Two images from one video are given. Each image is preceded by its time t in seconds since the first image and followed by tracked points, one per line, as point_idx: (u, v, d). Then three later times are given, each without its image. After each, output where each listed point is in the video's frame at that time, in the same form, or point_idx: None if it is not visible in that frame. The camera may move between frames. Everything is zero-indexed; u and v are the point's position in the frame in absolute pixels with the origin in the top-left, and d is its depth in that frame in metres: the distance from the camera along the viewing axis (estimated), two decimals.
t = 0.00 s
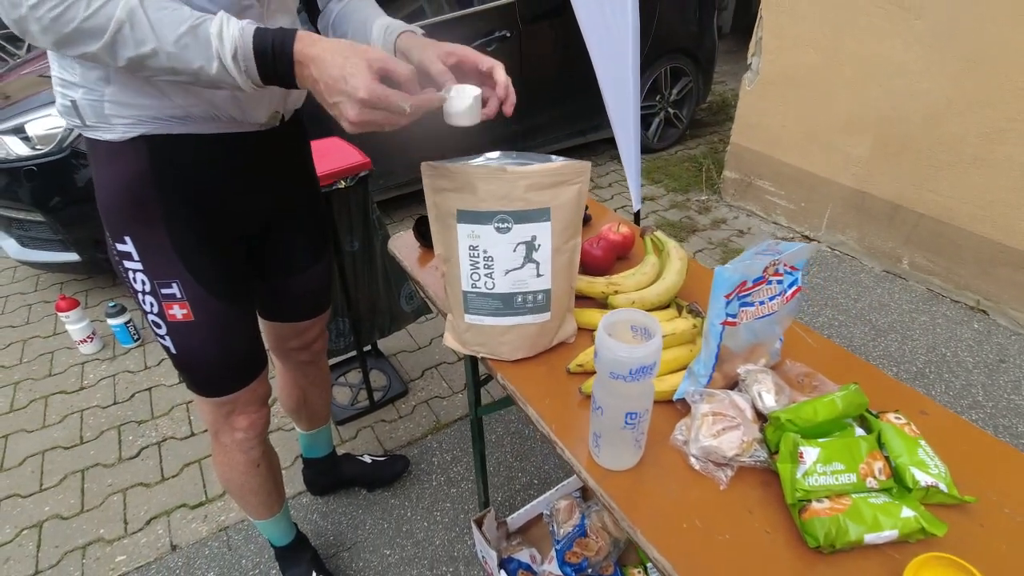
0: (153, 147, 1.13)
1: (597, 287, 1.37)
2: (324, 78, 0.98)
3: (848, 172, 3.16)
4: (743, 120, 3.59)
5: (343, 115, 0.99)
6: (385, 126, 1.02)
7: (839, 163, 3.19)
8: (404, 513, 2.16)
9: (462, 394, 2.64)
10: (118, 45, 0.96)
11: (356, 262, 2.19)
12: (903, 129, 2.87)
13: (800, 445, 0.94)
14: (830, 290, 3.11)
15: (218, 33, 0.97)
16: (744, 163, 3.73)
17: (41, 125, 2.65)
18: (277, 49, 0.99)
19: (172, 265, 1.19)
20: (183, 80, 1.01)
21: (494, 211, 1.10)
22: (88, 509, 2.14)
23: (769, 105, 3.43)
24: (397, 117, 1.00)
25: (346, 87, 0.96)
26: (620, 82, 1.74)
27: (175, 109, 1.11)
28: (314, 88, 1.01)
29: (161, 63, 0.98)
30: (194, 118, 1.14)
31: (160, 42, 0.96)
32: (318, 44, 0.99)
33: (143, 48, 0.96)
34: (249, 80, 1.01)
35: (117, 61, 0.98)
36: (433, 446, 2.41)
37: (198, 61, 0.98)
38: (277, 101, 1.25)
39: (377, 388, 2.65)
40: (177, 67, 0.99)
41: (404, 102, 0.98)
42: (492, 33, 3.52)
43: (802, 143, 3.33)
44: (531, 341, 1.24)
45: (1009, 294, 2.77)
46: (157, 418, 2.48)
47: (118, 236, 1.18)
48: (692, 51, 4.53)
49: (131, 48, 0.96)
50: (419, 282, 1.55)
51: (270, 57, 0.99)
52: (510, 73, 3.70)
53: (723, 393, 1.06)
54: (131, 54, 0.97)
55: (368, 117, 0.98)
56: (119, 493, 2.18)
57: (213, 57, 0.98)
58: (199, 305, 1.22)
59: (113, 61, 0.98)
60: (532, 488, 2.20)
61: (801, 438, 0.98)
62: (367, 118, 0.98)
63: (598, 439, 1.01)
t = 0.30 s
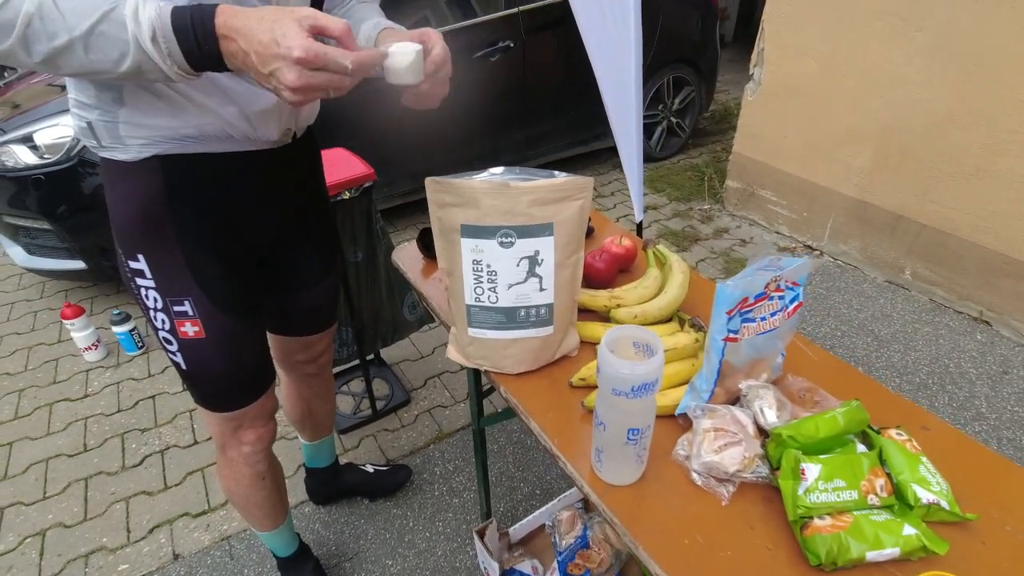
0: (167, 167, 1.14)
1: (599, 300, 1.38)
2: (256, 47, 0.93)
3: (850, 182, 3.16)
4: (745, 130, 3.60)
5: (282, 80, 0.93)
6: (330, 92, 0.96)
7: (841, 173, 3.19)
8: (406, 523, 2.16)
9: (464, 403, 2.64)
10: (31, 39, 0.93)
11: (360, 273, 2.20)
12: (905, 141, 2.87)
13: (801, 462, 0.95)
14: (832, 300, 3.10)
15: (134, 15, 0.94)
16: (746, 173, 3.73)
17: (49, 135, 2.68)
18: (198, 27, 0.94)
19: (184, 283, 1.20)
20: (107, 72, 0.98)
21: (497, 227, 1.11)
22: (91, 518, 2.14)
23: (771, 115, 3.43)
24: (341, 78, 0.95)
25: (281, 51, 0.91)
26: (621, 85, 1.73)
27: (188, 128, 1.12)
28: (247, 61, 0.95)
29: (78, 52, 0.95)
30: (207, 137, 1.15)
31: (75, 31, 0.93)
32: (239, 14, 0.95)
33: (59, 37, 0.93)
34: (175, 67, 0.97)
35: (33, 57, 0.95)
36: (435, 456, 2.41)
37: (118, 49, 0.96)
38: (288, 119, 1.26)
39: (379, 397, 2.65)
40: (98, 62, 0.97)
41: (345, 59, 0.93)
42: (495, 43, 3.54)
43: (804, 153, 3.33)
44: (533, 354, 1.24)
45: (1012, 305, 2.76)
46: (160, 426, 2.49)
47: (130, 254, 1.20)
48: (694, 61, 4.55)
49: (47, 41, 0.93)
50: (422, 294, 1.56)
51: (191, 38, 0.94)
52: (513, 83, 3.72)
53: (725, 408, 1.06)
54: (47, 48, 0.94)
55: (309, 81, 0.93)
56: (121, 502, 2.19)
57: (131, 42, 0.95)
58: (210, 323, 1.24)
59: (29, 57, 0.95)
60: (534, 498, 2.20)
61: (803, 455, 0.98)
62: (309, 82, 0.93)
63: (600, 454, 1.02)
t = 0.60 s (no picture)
0: (170, 197, 1.14)
1: (606, 326, 1.37)
2: (215, 65, 0.94)
3: (852, 200, 3.16)
4: (746, 147, 3.61)
5: (240, 88, 0.93)
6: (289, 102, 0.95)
7: (842, 191, 3.19)
8: (408, 545, 2.14)
9: (467, 422, 2.62)
10: None
11: (364, 291, 2.19)
12: (907, 159, 2.87)
13: (815, 497, 0.93)
14: (836, 317, 3.09)
15: (96, 48, 0.96)
16: (747, 191, 3.71)
17: (53, 151, 2.68)
18: (161, 62, 0.96)
19: (186, 314, 1.20)
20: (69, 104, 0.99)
21: (505, 255, 1.11)
22: (89, 538, 2.12)
23: (772, 132, 3.42)
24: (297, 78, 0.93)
25: (241, 60, 0.93)
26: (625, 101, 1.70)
27: (192, 160, 1.12)
28: (207, 84, 0.96)
29: (39, 82, 0.96)
30: (211, 168, 1.15)
31: (37, 63, 0.95)
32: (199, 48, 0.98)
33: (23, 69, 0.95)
34: (135, 100, 0.99)
35: None
36: (437, 476, 2.39)
37: (77, 81, 0.96)
38: (293, 149, 1.26)
39: (381, 415, 2.63)
40: (62, 92, 0.97)
41: (298, 52, 0.93)
42: (498, 60, 3.55)
43: (805, 171, 3.33)
44: (540, 382, 1.23)
45: (1016, 324, 2.75)
46: (160, 444, 2.47)
47: (133, 283, 1.20)
48: (695, 77, 4.58)
49: (10, 72, 0.95)
50: (427, 317, 1.55)
51: (154, 69, 0.96)
52: (515, 99, 3.73)
53: (736, 440, 1.05)
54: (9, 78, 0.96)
55: (265, 84, 0.93)
56: (119, 522, 2.17)
57: (92, 74, 0.96)
58: (211, 353, 1.24)
59: None
60: (537, 519, 2.18)
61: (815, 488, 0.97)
62: (266, 86, 0.93)
63: (610, 486, 1.01)
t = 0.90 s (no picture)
0: (154, 217, 1.10)
1: (605, 344, 1.34)
2: (191, 104, 0.92)
3: (843, 213, 3.16)
4: (737, 160, 3.61)
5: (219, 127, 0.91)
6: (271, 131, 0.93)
7: (833, 204, 3.19)
8: (399, 567, 2.08)
9: (459, 438, 2.58)
10: None
11: (355, 306, 2.15)
12: (897, 172, 2.88)
13: (823, 524, 0.90)
14: (829, 330, 3.08)
15: (74, 89, 0.93)
16: (739, 203, 3.71)
17: (36, 162, 2.63)
18: (142, 103, 0.93)
19: (170, 335, 1.16)
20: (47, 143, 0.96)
21: (502, 273, 1.08)
22: (67, 563, 2.05)
23: (763, 146, 3.43)
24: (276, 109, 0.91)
25: (214, 97, 0.90)
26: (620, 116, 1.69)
27: (178, 179, 1.09)
28: (186, 125, 0.94)
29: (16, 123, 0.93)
30: (197, 187, 1.12)
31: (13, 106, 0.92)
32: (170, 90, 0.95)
33: None
34: (115, 140, 0.96)
35: None
36: (429, 494, 2.34)
37: (55, 122, 0.93)
38: (282, 165, 1.23)
39: (372, 432, 2.59)
40: (40, 131, 0.94)
41: (272, 85, 0.90)
42: (489, 73, 3.54)
43: (796, 184, 3.34)
44: (537, 403, 1.20)
45: (1007, 337, 2.73)
46: (142, 463, 2.40)
47: (114, 305, 1.15)
48: (686, 90, 4.60)
49: None
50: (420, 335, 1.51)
51: (131, 107, 0.93)
52: (506, 112, 3.72)
53: (740, 465, 1.02)
54: None
55: (243, 120, 0.90)
56: (99, 545, 2.10)
57: (71, 115, 0.93)
58: (196, 376, 1.19)
59: None
60: (531, 539, 2.13)
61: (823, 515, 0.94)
62: (243, 121, 0.91)
63: (612, 514, 0.97)
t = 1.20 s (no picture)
0: (129, 221, 1.08)
1: (593, 349, 1.34)
2: (139, 119, 0.89)
3: (827, 217, 3.19)
4: (723, 165, 3.63)
5: (166, 146, 0.87)
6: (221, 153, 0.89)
7: (818, 209, 3.22)
8: None
9: (447, 445, 2.56)
10: None
11: (340, 313, 2.13)
12: (880, 177, 2.91)
13: (813, 527, 0.90)
14: (815, 333, 3.09)
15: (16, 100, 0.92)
16: (725, 208, 3.73)
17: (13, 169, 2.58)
18: (84, 115, 0.91)
19: (147, 342, 1.14)
20: None
21: (489, 278, 1.07)
22: None
23: (748, 151, 3.45)
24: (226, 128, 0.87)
25: (160, 115, 0.86)
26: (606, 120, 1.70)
27: (153, 185, 1.07)
28: (134, 140, 0.91)
29: None
30: (173, 193, 1.10)
31: None
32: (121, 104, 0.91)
33: None
34: (58, 154, 0.94)
35: None
36: (418, 502, 2.32)
37: None
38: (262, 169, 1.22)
39: (359, 439, 2.56)
40: None
41: (221, 103, 0.86)
42: (476, 78, 3.55)
43: (781, 188, 3.36)
44: (526, 409, 1.19)
45: (989, 338, 2.76)
46: (123, 474, 2.36)
47: (88, 311, 1.13)
48: (672, 96, 4.63)
49: None
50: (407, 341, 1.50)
51: (74, 119, 0.91)
52: (493, 118, 3.72)
53: (729, 468, 1.02)
54: None
55: (191, 139, 0.87)
56: (78, 559, 2.05)
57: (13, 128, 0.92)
58: (175, 383, 1.17)
59: None
60: (521, 546, 2.12)
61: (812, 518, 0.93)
62: (191, 141, 0.87)
63: (601, 519, 0.96)
